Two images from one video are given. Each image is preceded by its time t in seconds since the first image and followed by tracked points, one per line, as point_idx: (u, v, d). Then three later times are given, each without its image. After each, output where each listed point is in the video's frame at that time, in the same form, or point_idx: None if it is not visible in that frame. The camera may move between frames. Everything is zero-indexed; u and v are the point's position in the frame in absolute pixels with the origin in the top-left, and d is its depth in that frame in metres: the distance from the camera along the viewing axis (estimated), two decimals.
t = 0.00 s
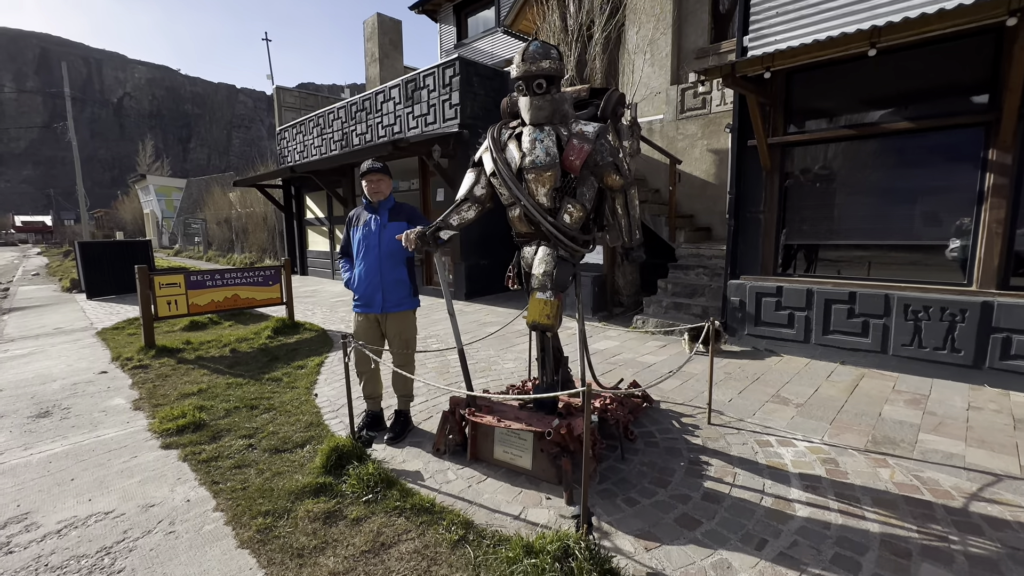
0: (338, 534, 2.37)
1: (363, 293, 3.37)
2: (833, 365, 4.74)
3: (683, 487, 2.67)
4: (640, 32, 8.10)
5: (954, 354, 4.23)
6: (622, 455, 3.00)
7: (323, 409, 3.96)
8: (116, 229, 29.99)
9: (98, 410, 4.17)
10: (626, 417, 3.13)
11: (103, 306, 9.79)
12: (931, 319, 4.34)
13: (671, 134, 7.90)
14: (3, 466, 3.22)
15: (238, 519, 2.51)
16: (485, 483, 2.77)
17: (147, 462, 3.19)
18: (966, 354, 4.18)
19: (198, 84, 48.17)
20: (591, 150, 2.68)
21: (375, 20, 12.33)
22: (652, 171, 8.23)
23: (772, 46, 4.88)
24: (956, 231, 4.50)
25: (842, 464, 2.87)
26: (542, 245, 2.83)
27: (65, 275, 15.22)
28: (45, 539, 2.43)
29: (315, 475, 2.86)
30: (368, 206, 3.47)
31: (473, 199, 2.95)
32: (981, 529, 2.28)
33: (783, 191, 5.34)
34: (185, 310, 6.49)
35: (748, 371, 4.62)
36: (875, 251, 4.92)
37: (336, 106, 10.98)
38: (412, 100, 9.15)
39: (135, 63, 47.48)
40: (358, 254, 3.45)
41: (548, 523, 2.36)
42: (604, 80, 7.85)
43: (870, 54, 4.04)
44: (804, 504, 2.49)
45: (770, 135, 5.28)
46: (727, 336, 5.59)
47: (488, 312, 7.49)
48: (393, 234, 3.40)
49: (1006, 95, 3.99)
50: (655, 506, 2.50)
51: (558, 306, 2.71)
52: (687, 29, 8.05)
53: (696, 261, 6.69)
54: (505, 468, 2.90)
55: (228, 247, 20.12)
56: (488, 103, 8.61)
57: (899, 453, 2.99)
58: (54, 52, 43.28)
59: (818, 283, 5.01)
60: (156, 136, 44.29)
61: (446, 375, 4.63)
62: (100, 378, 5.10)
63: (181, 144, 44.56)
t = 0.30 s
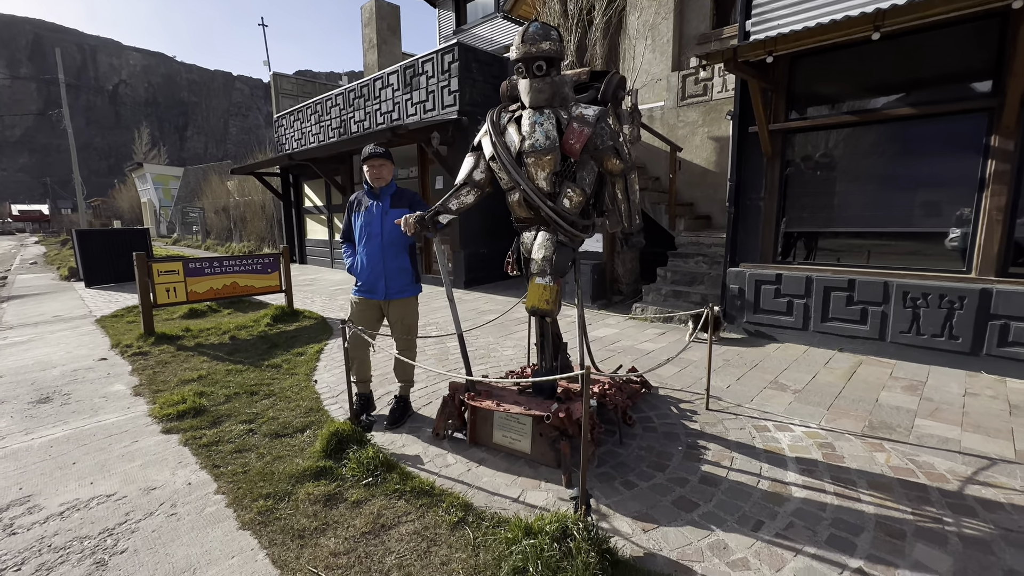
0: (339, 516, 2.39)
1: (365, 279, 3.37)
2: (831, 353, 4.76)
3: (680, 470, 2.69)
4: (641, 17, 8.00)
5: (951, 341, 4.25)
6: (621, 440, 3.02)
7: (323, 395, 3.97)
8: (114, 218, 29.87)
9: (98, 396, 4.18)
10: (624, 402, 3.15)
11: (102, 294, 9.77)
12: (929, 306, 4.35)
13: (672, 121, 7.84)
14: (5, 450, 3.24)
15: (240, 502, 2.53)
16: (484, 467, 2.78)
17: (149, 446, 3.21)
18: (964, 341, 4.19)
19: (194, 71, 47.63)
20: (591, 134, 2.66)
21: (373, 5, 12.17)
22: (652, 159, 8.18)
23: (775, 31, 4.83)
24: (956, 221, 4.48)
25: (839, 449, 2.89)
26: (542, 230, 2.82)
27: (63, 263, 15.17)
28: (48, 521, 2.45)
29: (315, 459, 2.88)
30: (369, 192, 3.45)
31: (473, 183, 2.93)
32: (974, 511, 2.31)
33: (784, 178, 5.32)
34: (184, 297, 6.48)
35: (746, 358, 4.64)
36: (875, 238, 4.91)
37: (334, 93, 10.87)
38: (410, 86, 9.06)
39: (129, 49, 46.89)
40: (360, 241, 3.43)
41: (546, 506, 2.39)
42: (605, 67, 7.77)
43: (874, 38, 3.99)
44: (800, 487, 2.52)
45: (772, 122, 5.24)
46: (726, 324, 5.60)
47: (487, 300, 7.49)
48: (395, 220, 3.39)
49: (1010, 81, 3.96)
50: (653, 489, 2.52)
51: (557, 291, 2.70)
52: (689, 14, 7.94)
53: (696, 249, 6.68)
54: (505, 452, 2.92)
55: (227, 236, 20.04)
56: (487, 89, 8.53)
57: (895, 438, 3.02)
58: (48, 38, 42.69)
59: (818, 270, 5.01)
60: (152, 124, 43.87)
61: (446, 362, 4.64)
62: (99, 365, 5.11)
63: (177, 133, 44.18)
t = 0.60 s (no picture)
0: (339, 501, 2.42)
1: (362, 267, 3.36)
2: (829, 342, 4.79)
3: (677, 457, 2.72)
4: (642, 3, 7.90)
5: (949, 330, 4.27)
6: (618, 428, 3.05)
7: (323, 383, 4.00)
8: (111, 206, 29.75)
9: (99, 383, 4.21)
10: (622, 390, 3.18)
11: (101, 283, 9.76)
12: (927, 296, 4.36)
13: (672, 110, 7.79)
14: (8, 437, 3.26)
15: (241, 488, 2.56)
16: (483, 455, 2.81)
17: (150, 433, 3.24)
18: (960, 331, 4.22)
19: (190, 57, 47.07)
20: (591, 122, 2.64)
21: None
22: (652, 148, 8.13)
23: (777, 17, 4.77)
24: (956, 211, 4.47)
25: (834, 436, 2.92)
26: (541, 219, 2.82)
27: (61, 252, 15.13)
28: (51, 507, 2.48)
29: (315, 446, 2.90)
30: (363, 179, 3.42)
31: (472, 171, 2.91)
32: (966, 497, 2.34)
33: (784, 167, 5.30)
34: (183, 286, 6.49)
35: (744, 347, 4.66)
36: (874, 228, 4.91)
37: (332, 81, 10.77)
38: (409, 73, 8.97)
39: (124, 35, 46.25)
40: (354, 229, 3.41)
41: (544, 492, 2.41)
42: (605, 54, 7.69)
43: (877, 25, 3.95)
44: (795, 474, 2.55)
45: (773, 110, 5.21)
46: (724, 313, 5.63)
47: (486, 289, 7.50)
48: (391, 208, 3.39)
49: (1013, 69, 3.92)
50: (650, 476, 2.55)
51: (557, 280, 2.69)
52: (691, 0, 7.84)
53: (695, 238, 6.68)
54: (503, 440, 2.94)
55: (225, 224, 19.97)
56: (486, 77, 8.45)
57: (890, 426, 3.04)
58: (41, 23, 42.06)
59: (817, 260, 5.01)
60: (149, 112, 43.46)
61: (445, 350, 4.66)
62: (100, 353, 5.13)
63: (174, 120, 43.79)
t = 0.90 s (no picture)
0: (340, 487, 2.42)
1: (357, 255, 3.34)
2: (829, 331, 4.78)
3: (677, 444, 2.73)
4: None
5: (949, 319, 4.27)
6: (619, 415, 3.05)
7: (323, 371, 4.00)
8: (110, 194, 29.61)
9: (99, 371, 4.21)
10: (623, 378, 3.18)
11: (100, 271, 9.73)
12: (929, 285, 4.35)
13: (675, 97, 7.71)
14: (9, 424, 3.27)
15: (242, 474, 2.56)
16: (484, 441, 2.82)
17: (151, 420, 3.24)
18: (961, 320, 4.21)
19: (186, 43, 46.50)
20: (593, 106, 2.61)
21: None
22: (654, 136, 8.07)
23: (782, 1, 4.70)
24: (959, 201, 4.44)
25: (834, 424, 2.93)
26: (542, 206, 2.79)
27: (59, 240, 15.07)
28: (53, 492, 2.49)
29: (316, 433, 2.91)
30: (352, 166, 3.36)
31: (472, 157, 2.88)
32: (965, 484, 2.35)
33: (787, 155, 5.25)
34: (182, 274, 6.47)
35: (744, 336, 4.66)
36: (876, 217, 4.88)
37: (330, 67, 10.65)
38: (408, 59, 8.86)
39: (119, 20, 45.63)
40: (344, 216, 3.34)
41: (544, 478, 2.42)
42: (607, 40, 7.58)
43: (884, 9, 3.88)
44: (795, 461, 2.56)
45: (777, 97, 5.15)
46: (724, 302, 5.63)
47: (486, 278, 7.48)
48: (384, 196, 3.40)
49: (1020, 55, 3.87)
50: (650, 463, 2.56)
51: (558, 267, 2.66)
52: None
53: (696, 227, 6.65)
54: (504, 428, 2.94)
55: (224, 213, 19.87)
56: (486, 63, 8.34)
57: (890, 414, 3.05)
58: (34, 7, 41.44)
59: (818, 249, 4.98)
60: (145, 99, 43.03)
61: (445, 339, 4.66)
62: (100, 341, 5.13)
63: (171, 108, 43.38)
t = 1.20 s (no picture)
0: (341, 476, 2.42)
1: (354, 244, 3.33)
2: (830, 321, 4.78)
3: (678, 434, 2.73)
4: None
5: (951, 310, 4.26)
6: (619, 405, 3.05)
7: (323, 360, 4.00)
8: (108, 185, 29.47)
9: (99, 360, 4.20)
10: (623, 368, 3.18)
11: (98, 261, 9.70)
12: (931, 275, 4.33)
13: (676, 86, 7.64)
14: (9, 413, 3.27)
15: (243, 463, 2.56)
16: (484, 431, 2.82)
17: (151, 409, 3.24)
18: (963, 310, 4.20)
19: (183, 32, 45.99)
20: (595, 93, 2.58)
21: None
22: (655, 125, 8.00)
23: None
24: (961, 191, 4.41)
25: (834, 414, 2.93)
26: (542, 194, 2.76)
27: (58, 230, 15.01)
28: (54, 480, 2.49)
29: (316, 422, 2.91)
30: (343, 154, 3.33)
31: (472, 144, 2.85)
32: (965, 473, 2.35)
33: (789, 145, 5.21)
34: (181, 264, 6.44)
35: (745, 326, 4.65)
36: (879, 207, 4.84)
37: (329, 55, 10.54)
38: (407, 47, 8.76)
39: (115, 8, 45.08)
40: (338, 205, 3.29)
41: (545, 467, 2.42)
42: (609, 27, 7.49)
43: None
44: (795, 450, 2.56)
45: (780, 85, 5.10)
46: (725, 293, 5.63)
47: (486, 269, 7.46)
48: (377, 185, 3.43)
49: None
50: (651, 452, 2.56)
51: (558, 256, 2.63)
52: None
53: (697, 217, 6.63)
54: (504, 417, 2.94)
55: (223, 203, 19.79)
56: (487, 51, 8.25)
57: (890, 404, 3.05)
58: None
59: (820, 239, 4.96)
60: (142, 88, 42.65)
61: (446, 329, 4.66)
62: (99, 330, 5.12)
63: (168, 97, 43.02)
